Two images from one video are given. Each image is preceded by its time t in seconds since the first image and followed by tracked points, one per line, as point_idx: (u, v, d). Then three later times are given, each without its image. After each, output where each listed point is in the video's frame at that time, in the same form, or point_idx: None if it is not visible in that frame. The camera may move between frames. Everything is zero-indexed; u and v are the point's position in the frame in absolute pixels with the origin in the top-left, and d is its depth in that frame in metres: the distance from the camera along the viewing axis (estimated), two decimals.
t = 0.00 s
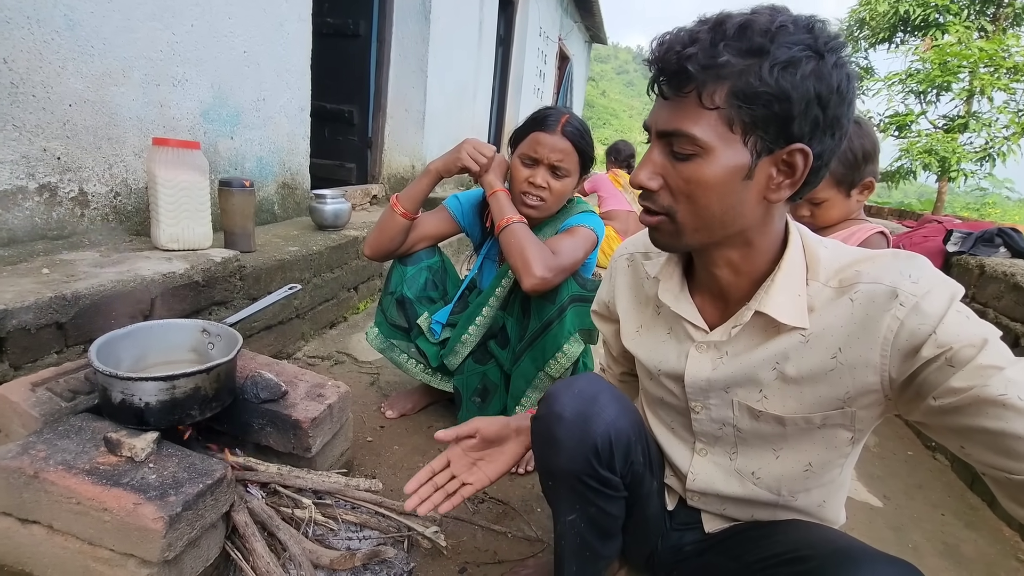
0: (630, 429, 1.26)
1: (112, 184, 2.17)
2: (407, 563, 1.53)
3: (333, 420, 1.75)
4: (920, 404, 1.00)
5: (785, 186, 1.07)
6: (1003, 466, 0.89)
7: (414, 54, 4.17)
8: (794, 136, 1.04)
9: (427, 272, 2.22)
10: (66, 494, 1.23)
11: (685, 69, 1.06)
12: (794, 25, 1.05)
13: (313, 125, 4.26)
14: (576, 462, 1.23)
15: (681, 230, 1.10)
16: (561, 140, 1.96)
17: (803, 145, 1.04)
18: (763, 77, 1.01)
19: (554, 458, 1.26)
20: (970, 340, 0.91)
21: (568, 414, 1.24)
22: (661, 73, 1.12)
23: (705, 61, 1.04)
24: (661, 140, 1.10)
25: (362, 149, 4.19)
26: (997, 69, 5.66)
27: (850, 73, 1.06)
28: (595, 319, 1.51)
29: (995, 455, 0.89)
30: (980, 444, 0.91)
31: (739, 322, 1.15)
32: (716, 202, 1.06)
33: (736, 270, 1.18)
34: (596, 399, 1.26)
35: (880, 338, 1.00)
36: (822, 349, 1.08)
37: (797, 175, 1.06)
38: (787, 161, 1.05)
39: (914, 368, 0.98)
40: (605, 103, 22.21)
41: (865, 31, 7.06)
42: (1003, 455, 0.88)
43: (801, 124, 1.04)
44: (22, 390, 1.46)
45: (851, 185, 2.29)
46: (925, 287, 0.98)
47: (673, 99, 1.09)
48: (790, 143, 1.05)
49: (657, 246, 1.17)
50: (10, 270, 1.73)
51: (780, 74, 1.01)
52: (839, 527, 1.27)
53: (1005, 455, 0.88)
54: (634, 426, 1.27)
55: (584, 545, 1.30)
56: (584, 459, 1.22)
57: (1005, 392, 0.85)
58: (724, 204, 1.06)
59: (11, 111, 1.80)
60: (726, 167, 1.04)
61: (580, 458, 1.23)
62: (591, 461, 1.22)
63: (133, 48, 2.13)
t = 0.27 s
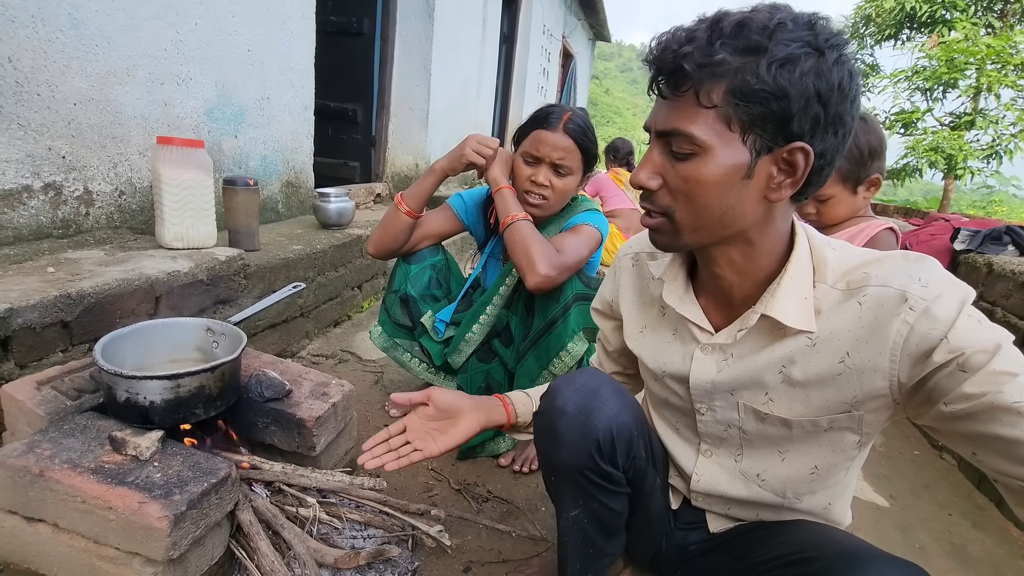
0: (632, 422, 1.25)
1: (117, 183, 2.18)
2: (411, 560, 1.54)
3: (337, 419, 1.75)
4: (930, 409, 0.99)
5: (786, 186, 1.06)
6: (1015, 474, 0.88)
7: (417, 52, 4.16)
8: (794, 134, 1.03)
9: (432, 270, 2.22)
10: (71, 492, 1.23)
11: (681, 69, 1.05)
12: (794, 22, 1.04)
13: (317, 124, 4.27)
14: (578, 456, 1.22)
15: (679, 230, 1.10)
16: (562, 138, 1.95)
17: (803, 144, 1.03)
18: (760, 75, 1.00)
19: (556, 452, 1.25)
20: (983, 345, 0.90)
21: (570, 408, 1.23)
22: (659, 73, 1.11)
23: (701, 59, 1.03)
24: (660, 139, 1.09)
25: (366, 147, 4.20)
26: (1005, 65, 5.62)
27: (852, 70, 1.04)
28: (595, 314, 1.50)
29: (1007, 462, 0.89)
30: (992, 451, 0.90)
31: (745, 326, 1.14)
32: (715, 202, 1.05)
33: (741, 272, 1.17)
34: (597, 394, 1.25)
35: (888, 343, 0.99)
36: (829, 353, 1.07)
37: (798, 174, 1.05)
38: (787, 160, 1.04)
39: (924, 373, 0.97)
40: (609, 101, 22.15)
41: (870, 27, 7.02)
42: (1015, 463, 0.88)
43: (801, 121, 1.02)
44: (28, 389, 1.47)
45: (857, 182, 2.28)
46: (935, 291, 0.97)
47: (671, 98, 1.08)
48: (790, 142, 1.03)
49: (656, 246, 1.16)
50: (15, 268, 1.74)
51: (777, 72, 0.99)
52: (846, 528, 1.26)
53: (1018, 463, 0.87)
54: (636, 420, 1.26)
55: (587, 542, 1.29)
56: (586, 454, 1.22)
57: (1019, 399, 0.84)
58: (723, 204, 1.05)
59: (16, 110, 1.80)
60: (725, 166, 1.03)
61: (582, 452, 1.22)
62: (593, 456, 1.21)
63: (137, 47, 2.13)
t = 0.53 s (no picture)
0: (633, 418, 1.25)
1: (119, 182, 2.18)
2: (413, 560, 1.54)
3: (340, 417, 1.75)
4: (936, 412, 0.99)
5: (794, 186, 1.06)
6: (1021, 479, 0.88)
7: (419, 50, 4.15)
8: (806, 134, 1.03)
9: (433, 269, 2.22)
10: (74, 491, 1.23)
11: (695, 61, 1.04)
12: (810, 20, 1.04)
13: (318, 122, 4.26)
14: (580, 452, 1.22)
15: (685, 226, 1.09)
16: (566, 137, 1.94)
17: (814, 144, 1.03)
18: (776, 71, 1.00)
19: (558, 449, 1.25)
20: (990, 349, 0.89)
21: (571, 405, 1.23)
22: (671, 65, 1.10)
23: (716, 53, 1.03)
24: (669, 134, 1.09)
25: (368, 146, 4.19)
26: (1008, 63, 5.61)
27: (865, 71, 1.05)
28: (584, 301, 1.48)
29: (1012, 467, 0.88)
30: (999, 456, 0.90)
31: (750, 327, 1.13)
32: (722, 199, 1.04)
33: (745, 272, 1.16)
34: (598, 391, 1.24)
35: (895, 345, 0.99)
36: (835, 355, 1.06)
37: (807, 175, 1.05)
38: (797, 160, 1.04)
39: (930, 376, 0.97)
40: (611, 100, 22.13)
41: (873, 25, 7.00)
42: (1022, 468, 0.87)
43: (813, 121, 1.02)
44: (31, 387, 1.47)
45: (866, 180, 2.29)
46: (942, 293, 0.96)
47: (683, 92, 1.07)
48: (800, 142, 1.03)
49: (659, 243, 1.16)
50: (18, 267, 1.74)
51: (794, 69, 0.99)
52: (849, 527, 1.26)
53: None
54: (638, 417, 1.26)
55: (589, 540, 1.29)
56: (587, 451, 1.22)
57: None
58: (730, 201, 1.05)
59: (18, 109, 1.80)
60: (735, 163, 1.03)
61: (583, 449, 1.22)
62: (594, 452, 1.21)
63: (139, 46, 2.13)
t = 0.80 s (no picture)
0: (626, 414, 1.24)
1: (118, 181, 2.17)
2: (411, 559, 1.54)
3: (338, 417, 1.74)
4: (931, 412, 0.99)
5: (791, 188, 1.06)
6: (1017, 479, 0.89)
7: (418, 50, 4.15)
8: (804, 135, 1.03)
9: (432, 268, 2.22)
10: (71, 491, 1.23)
11: (696, 57, 1.04)
12: (812, 21, 1.04)
13: (318, 122, 4.26)
14: (574, 450, 1.22)
15: (682, 225, 1.09)
16: (563, 137, 1.94)
17: (812, 145, 1.03)
18: (777, 71, 1.00)
19: (552, 447, 1.25)
20: (985, 348, 0.89)
21: (564, 402, 1.23)
22: (672, 62, 1.10)
23: (718, 51, 1.03)
24: (668, 132, 1.08)
25: (367, 145, 4.19)
26: (1007, 64, 5.61)
27: (865, 75, 1.05)
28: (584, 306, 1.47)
29: (1008, 466, 0.89)
30: (994, 455, 0.90)
31: (744, 327, 1.13)
32: (719, 198, 1.04)
33: (740, 273, 1.16)
34: (591, 389, 1.25)
35: (889, 346, 0.99)
36: (829, 356, 1.06)
37: (804, 176, 1.05)
38: (794, 162, 1.04)
39: (924, 375, 0.97)
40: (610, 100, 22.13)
41: (872, 25, 7.01)
42: (1019, 468, 0.88)
43: (812, 122, 1.02)
44: (29, 386, 1.46)
45: (869, 179, 2.31)
46: (936, 293, 0.96)
47: (683, 90, 1.07)
48: (799, 143, 1.03)
49: (655, 242, 1.15)
50: (15, 266, 1.73)
51: (794, 70, 0.99)
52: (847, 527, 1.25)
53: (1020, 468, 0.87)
54: (632, 415, 1.25)
55: (585, 538, 1.29)
56: (581, 449, 1.22)
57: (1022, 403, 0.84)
58: (727, 201, 1.04)
59: (16, 108, 1.79)
60: (733, 162, 1.02)
61: (577, 447, 1.22)
62: (588, 449, 1.21)
63: (137, 44, 2.12)
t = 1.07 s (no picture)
0: (619, 409, 1.24)
1: (116, 180, 2.17)
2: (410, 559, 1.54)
3: (337, 417, 1.74)
4: (930, 412, 0.99)
5: (791, 188, 1.06)
6: (1016, 479, 0.88)
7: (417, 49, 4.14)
8: (804, 136, 1.03)
9: (431, 268, 2.21)
10: (70, 490, 1.23)
11: (695, 61, 1.04)
12: (809, 21, 1.04)
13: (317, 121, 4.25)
14: (567, 444, 1.22)
15: (682, 226, 1.09)
16: (560, 138, 1.94)
17: (812, 145, 1.03)
18: (775, 72, 1.00)
19: (545, 442, 1.25)
20: (984, 349, 0.89)
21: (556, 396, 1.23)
22: (670, 65, 1.10)
23: (715, 54, 1.03)
24: (667, 135, 1.08)
25: (366, 144, 4.19)
26: (1005, 64, 5.62)
27: (863, 74, 1.05)
28: (591, 311, 1.47)
29: (1008, 467, 0.89)
30: (993, 456, 0.90)
31: (745, 326, 1.13)
32: (719, 200, 1.04)
33: (741, 273, 1.16)
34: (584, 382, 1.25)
35: (889, 346, 0.99)
36: (829, 355, 1.06)
37: (804, 176, 1.05)
38: (794, 163, 1.04)
39: (924, 376, 0.97)
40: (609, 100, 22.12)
41: (871, 26, 7.02)
42: (1017, 468, 0.87)
43: (811, 123, 1.02)
44: (27, 386, 1.46)
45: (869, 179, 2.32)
46: (937, 293, 0.96)
47: (682, 92, 1.07)
48: (798, 144, 1.03)
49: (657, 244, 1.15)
50: (13, 265, 1.73)
51: (792, 71, 0.99)
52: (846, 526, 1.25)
53: (1019, 468, 0.87)
54: (625, 410, 1.25)
55: (582, 534, 1.28)
56: (574, 442, 1.21)
57: (1021, 403, 0.84)
58: (728, 202, 1.04)
59: (14, 106, 1.79)
60: (733, 164, 1.02)
61: (570, 441, 1.22)
62: (581, 443, 1.21)
63: (136, 43, 2.12)
